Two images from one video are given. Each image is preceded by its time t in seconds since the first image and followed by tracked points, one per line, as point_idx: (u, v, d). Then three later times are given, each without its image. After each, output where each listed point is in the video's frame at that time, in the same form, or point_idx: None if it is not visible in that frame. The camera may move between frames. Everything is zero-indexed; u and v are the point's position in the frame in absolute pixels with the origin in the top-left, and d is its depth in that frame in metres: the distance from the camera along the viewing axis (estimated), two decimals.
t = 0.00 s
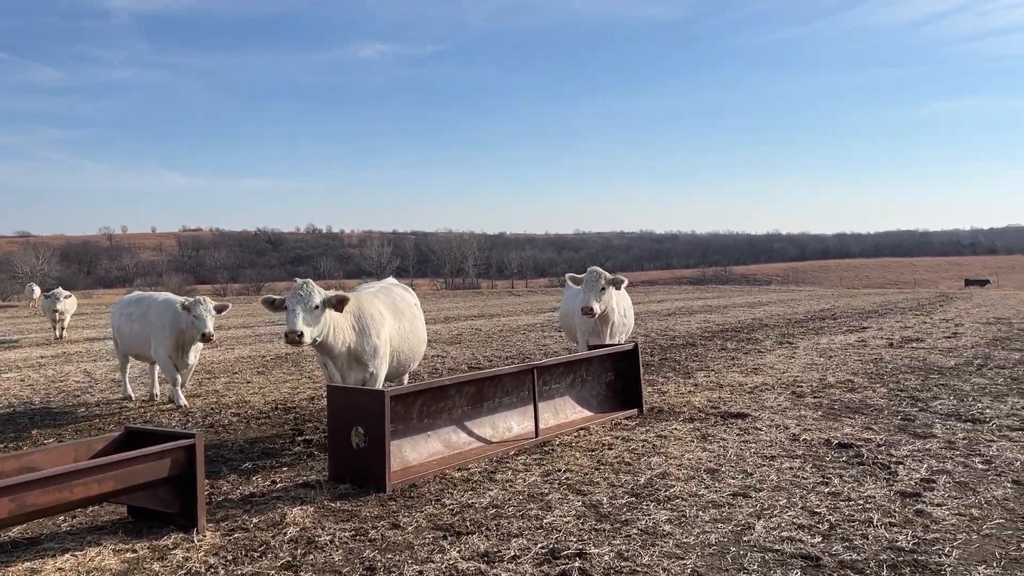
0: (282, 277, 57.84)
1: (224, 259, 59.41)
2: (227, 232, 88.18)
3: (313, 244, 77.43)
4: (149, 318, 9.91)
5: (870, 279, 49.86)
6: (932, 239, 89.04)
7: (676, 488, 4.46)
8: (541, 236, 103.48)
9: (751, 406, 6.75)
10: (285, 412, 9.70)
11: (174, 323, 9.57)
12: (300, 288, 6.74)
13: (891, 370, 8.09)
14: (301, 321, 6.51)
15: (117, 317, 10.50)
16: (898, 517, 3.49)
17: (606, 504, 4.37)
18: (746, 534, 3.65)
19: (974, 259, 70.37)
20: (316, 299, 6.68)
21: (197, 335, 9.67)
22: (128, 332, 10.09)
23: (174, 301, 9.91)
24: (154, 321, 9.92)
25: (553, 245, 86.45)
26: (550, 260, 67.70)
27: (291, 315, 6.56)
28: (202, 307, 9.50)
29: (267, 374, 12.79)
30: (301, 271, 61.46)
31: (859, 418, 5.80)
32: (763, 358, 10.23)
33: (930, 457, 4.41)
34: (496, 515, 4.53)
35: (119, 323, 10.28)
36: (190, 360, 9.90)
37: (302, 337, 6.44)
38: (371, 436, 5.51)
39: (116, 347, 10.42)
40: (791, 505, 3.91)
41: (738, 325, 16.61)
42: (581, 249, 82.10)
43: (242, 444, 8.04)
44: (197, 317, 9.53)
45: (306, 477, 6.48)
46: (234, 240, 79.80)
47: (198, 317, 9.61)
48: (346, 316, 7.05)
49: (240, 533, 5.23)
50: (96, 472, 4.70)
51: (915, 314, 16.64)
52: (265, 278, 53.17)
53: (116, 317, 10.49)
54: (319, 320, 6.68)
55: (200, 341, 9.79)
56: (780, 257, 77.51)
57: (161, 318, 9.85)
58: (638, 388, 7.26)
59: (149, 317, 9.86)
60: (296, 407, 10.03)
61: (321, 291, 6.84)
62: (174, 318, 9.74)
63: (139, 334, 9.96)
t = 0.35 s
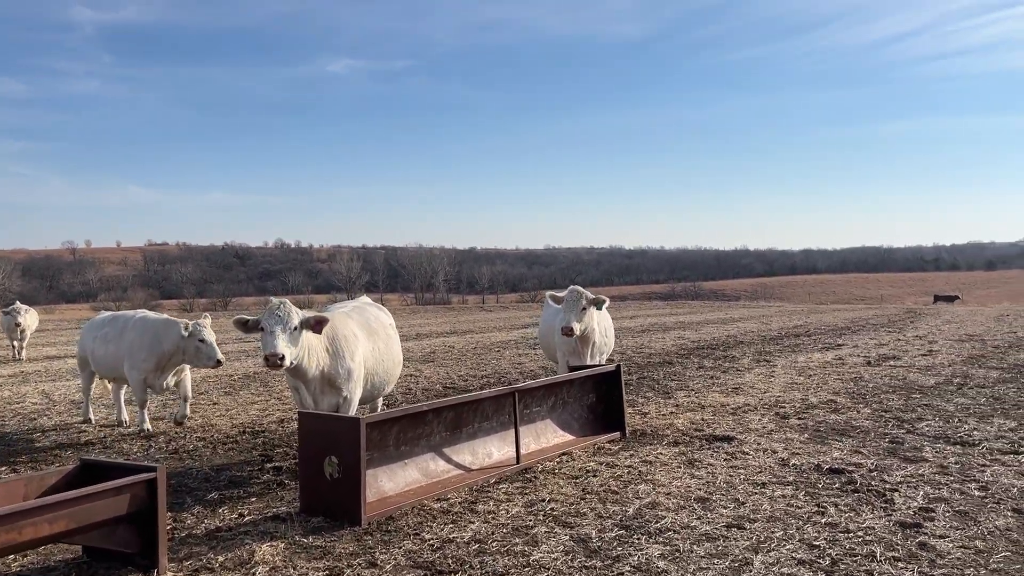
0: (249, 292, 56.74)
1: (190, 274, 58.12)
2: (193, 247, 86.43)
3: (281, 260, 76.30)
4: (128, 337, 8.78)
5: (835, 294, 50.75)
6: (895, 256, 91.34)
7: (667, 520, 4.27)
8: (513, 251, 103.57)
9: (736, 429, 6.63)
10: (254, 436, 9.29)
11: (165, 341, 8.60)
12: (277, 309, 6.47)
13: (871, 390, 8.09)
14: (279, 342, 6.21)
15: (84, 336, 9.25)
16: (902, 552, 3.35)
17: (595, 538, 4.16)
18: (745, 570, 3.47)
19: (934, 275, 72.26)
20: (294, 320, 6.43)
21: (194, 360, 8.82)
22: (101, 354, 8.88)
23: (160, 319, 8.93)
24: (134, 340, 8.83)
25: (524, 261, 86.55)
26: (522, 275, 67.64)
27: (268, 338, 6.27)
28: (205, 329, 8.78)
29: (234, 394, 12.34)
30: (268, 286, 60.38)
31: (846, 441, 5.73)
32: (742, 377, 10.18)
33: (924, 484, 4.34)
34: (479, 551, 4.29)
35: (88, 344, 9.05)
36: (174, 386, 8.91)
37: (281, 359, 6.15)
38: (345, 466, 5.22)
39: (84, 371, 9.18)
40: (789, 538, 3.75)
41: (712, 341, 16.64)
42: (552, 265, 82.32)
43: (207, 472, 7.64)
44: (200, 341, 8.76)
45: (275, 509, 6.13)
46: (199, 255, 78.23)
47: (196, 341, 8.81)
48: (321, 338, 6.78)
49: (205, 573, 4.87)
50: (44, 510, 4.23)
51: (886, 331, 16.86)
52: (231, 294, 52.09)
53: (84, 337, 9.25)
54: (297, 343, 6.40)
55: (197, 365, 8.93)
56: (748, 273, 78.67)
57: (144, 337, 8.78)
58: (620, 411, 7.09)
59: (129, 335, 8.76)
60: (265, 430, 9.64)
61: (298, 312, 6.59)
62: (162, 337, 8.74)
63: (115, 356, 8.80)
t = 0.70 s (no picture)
0: (219, 310, 55.63)
1: (158, 291, 56.87)
2: (163, 264, 84.79)
3: (254, 277, 75.07)
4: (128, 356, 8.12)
5: (808, 313, 51.32)
6: (866, 275, 93.11)
7: (676, 548, 4.08)
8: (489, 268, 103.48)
9: (733, 450, 6.49)
10: (230, 458, 8.92)
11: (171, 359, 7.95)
12: (263, 324, 6.25)
13: (864, 409, 8.04)
14: (264, 357, 5.98)
15: (74, 355, 8.48)
16: None
17: (603, 568, 3.95)
18: None
19: (902, 294, 73.62)
20: (281, 336, 6.22)
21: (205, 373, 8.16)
22: (98, 376, 8.20)
23: (162, 334, 8.27)
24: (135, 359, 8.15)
25: (501, 279, 86.34)
26: (497, 293, 67.44)
27: (254, 354, 6.03)
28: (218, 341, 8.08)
29: (209, 415, 11.90)
30: (239, 303, 59.30)
31: (848, 462, 5.62)
32: (731, 396, 10.08)
33: (937, 507, 4.25)
34: None
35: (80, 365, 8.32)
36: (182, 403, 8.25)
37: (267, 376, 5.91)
38: (333, 492, 4.95)
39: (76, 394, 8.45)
40: (807, 567, 3.59)
41: (695, 360, 16.59)
42: (529, 283, 82.21)
43: (182, 497, 7.28)
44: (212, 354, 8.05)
45: (256, 538, 5.80)
46: (169, 272, 76.67)
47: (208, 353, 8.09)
48: (307, 355, 6.55)
49: None
50: None
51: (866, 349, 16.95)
52: (200, 311, 50.97)
53: (73, 357, 8.47)
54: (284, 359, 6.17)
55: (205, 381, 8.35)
56: (722, 291, 79.41)
57: (146, 354, 8.11)
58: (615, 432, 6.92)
59: (128, 354, 8.08)
60: (242, 452, 9.27)
61: (284, 327, 6.36)
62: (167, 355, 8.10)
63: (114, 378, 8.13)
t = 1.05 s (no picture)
0: (197, 323, 54.76)
1: (135, 305, 55.88)
2: (140, 277, 83.45)
3: (233, 290, 74.11)
4: (143, 372, 7.73)
5: (787, 328, 51.41)
6: (844, 290, 93.89)
7: None
8: (470, 282, 103.09)
9: (735, 470, 6.37)
10: (214, 480, 8.61)
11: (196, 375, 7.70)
12: (253, 339, 6.02)
13: (862, 427, 7.98)
14: (254, 376, 5.75)
15: (74, 374, 7.94)
16: None
17: None
18: None
19: (880, 308, 74.59)
20: (272, 352, 5.99)
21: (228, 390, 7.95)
22: (106, 396, 7.74)
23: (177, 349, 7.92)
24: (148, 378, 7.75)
25: (483, 293, 86.13)
26: (479, 307, 67.15)
27: (243, 373, 5.79)
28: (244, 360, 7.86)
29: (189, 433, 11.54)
30: (218, 317, 58.44)
31: (855, 483, 5.52)
32: (725, 413, 9.98)
33: (956, 533, 4.20)
34: None
35: (85, 387, 7.82)
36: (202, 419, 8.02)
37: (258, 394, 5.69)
38: (327, 519, 4.73)
39: (74, 415, 7.91)
40: None
41: (683, 375, 16.51)
42: (512, 297, 82.09)
43: (163, 523, 6.98)
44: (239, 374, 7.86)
45: (245, 568, 5.54)
46: (147, 285, 75.47)
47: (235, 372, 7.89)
48: (298, 373, 6.32)
49: None
50: None
51: (853, 365, 16.99)
52: (178, 325, 50.09)
53: (74, 376, 7.94)
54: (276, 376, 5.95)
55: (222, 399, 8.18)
56: (704, 306, 79.89)
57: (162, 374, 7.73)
58: (615, 453, 6.76)
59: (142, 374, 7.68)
60: (225, 473, 8.96)
61: (275, 344, 6.14)
62: (187, 370, 7.80)
63: (127, 397, 7.70)
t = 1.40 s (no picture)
0: (187, 339, 54.15)
1: (125, 320, 55.28)
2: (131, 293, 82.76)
3: (224, 306, 73.51)
4: (164, 384, 7.46)
5: (781, 345, 51.28)
6: (837, 307, 94.07)
7: None
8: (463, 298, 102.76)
9: (754, 491, 6.15)
10: (209, 500, 8.31)
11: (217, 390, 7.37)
12: (253, 352, 5.79)
13: (878, 446, 7.78)
14: (255, 391, 5.52)
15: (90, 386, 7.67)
16: None
17: None
18: None
19: (873, 325, 74.61)
20: (273, 364, 5.76)
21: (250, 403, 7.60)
22: (123, 408, 7.46)
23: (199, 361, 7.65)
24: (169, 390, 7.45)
25: (476, 309, 85.81)
26: (471, 323, 66.75)
27: (244, 387, 5.56)
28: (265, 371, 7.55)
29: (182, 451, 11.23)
30: (209, 332, 57.86)
31: (882, 504, 5.33)
32: (734, 431, 9.75)
33: (999, 560, 4.04)
34: None
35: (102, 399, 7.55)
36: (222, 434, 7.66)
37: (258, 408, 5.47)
38: (334, 544, 4.50)
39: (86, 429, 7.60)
40: None
41: (684, 393, 16.27)
42: (505, 313, 81.76)
43: (156, 546, 6.69)
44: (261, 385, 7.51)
45: None
46: (138, 300, 74.80)
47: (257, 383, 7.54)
48: (300, 387, 6.10)
49: None
50: None
51: (855, 382, 16.81)
52: (167, 340, 49.50)
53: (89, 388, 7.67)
54: (277, 390, 5.72)
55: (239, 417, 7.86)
56: (697, 323, 79.75)
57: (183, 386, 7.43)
58: (629, 472, 6.54)
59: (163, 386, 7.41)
60: (220, 493, 8.66)
61: (277, 355, 5.91)
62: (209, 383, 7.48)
63: (147, 409, 7.43)
